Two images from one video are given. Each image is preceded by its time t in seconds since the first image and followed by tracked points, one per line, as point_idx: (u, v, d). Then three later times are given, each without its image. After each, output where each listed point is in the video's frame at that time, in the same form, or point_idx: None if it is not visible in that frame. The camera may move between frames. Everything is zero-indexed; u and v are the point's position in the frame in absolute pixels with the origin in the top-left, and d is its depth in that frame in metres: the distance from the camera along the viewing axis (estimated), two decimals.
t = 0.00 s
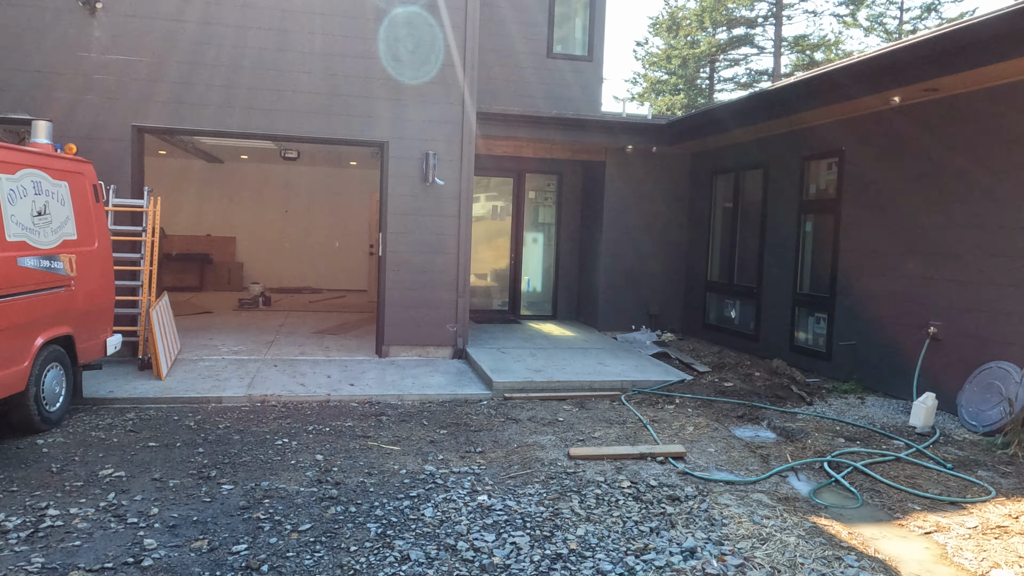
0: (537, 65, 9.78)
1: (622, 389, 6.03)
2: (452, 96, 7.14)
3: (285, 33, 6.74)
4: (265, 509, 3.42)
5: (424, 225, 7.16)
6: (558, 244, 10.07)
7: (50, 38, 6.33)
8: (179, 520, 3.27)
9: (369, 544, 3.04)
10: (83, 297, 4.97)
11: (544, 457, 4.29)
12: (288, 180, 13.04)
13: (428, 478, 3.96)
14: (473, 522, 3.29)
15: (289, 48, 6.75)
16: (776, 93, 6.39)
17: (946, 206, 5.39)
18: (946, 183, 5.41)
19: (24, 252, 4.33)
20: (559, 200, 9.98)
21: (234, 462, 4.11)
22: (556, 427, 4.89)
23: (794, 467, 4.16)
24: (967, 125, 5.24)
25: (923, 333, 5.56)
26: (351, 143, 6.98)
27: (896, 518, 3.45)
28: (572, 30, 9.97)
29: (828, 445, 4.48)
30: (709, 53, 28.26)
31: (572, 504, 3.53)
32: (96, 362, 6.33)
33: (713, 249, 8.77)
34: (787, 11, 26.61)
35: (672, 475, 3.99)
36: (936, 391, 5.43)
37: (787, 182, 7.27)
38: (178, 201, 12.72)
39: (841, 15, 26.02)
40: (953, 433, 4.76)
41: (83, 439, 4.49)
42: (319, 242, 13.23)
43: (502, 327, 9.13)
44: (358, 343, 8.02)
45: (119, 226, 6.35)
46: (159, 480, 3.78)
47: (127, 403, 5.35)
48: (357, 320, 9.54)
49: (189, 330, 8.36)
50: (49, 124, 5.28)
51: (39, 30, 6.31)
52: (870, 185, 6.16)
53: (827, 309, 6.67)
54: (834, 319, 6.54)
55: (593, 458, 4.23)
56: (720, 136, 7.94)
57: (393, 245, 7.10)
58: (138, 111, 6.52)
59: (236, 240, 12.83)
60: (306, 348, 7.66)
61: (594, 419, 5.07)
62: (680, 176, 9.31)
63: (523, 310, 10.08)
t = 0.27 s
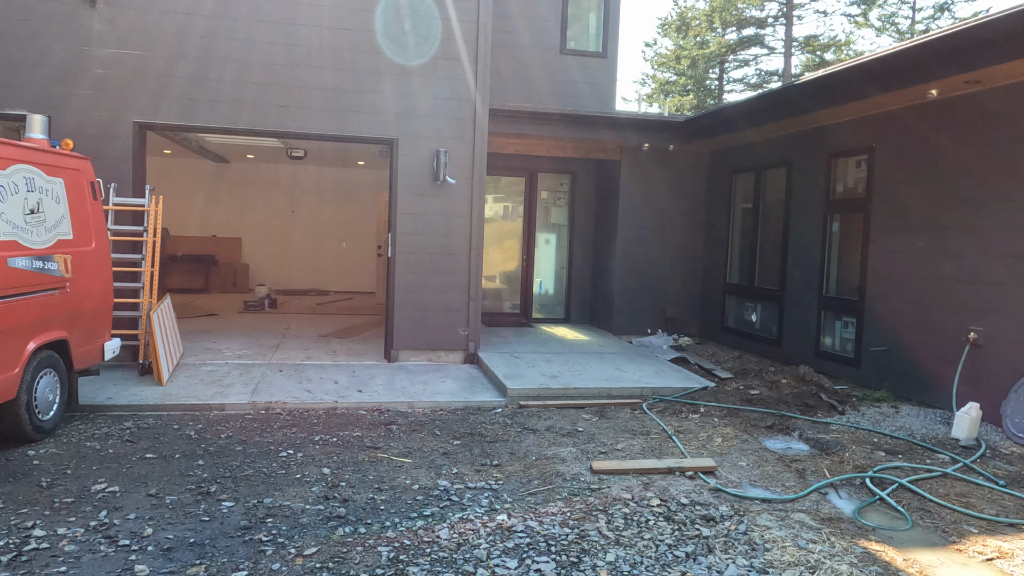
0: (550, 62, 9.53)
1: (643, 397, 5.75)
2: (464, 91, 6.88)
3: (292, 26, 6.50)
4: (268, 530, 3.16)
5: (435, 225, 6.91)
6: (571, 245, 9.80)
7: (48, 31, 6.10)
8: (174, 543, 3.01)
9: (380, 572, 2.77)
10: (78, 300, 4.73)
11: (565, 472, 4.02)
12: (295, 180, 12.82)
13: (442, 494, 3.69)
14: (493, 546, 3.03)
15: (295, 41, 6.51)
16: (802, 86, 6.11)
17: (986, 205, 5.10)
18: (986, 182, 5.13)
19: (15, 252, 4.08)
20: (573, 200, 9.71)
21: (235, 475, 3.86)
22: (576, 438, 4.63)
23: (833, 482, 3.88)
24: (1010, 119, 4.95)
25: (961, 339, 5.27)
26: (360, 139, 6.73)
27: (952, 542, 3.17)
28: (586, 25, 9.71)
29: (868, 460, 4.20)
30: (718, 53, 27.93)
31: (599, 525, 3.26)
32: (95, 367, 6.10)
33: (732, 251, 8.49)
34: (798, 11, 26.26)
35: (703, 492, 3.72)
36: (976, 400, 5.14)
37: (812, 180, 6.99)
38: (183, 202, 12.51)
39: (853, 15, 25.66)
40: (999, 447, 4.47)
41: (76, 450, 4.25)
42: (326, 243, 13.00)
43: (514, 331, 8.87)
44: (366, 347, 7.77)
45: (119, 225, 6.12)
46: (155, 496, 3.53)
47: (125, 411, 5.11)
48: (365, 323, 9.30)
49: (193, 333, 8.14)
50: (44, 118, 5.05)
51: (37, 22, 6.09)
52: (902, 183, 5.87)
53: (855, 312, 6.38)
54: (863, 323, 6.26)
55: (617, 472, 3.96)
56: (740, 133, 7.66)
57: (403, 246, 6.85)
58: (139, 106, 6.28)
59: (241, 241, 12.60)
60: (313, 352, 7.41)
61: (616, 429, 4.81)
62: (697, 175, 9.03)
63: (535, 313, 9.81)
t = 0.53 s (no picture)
0: (563, 60, 9.29)
1: (664, 408, 5.49)
2: (477, 90, 6.65)
3: (299, 24, 6.28)
4: (273, 561, 2.92)
5: (446, 229, 6.67)
6: (584, 249, 9.54)
7: (47, 28, 5.89)
8: None
9: None
10: (75, 308, 4.50)
11: (588, 493, 3.77)
12: (302, 182, 12.61)
13: (458, 519, 3.44)
14: None
15: (303, 38, 6.29)
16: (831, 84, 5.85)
17: None
18: None
19: (7, 259, 3.85)
20: (586, 202, 9.46)
21: (237, 497, 3.62)
22: (598, 455, 4.37)
23: (878, 506, 3.62)
24: None
25: (1003, 350, 5.00)
26: (369, 140, 6.50)
27: None
28: (600, 24, 9.47)
29: (912, 481, 3.93)
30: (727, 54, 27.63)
31: (630, 557, 3.01)
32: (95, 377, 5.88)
33: (752, 255, 8.22)
34: (808, 11, 25.93)
35: (739, 517, 3.46)
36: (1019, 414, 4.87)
37: (838, 182, 6.73)
38: (188, 204, 12.30)
39: (865, 14, 25.31)
40: None
41: (70, 469, 4.02)
42: (332, 246, 12.79)
43: (526, 337, 8.62)
44: (374, 354, 7.52)
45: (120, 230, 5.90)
46: (152, 522, 3.29)
47: (124, 425, 4.88)
48: (373, 329, 9.07)
49: (197, 340, 7.92)
50: (40, 118, 4.87)
51: (36, 19, 5.87)
52: (936, 185, 5.60)
53: (885, 320, 6.11)
54: (893, 331, 5.99)
55: (644, 495, 3.71)
56: (762, 133, 7.40)
57: (413, 251, 6.61)
58: (140, 106, 6.06)
59: (247, 244, 12.39)
60: (320, 360, 7.18)
61: (640, 445, 4.56)
62: (715, 176, 8.76)
63: (547, 318, 9.56)
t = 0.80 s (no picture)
0: (579, 58, 9.08)
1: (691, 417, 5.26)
2: (494, 87, 6.44)
3: (310, 18, 6.09)
4: None
5: (461, 230, 6.46)
6: (600, 251, 9.32)
7: (53, 22, 5.72)
8: None
9: None
10: (79, 312, 4.32)
11: (620, 510, 3.55)
12: (312, 182, 12.43)
13: (483, 539, 3.22)
14: None
15: (315, 33, 6.10)
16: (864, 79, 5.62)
17: None
18: None
19: (7, 260, 3.66)
20: (603, 203, 9.24)
21: (248, 513, 3.41)
22: (626, 468, 4.16)
23: (931, 525, 3.39)
24: None
25: None
26: (382, 138, 6.30)
27: None
28: (617, 21, 9.26)
29: (965, 498, 3.69)
30: (738, 54, 27.32)
31: None
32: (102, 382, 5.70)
33: (775, 257, 7.98)
34: (820, 11, 25.59)
35: (783, 538, 3.24)
36: None
37: (869, 182, 6.49)
38: (196, 204, 12.14)
39: (879, 14, 24.95)
40: None
41: (74, 481, 3.82)
42: (343, 247, 12.60)
43: (542, 341, 8.41)
44: (387, 359, 7.32)
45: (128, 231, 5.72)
46: (158, 540, 3.08)
47: (130, 434, 4.68)
48: (384, 333, 8.87)
49: (206, 343, 7.74)
50: (44, 114, 4.72)
51: (42, 13, 5.70)
52: (976, 184, 5.36)
53: (920, 325, 5.86)
54: (929, 337, 5.74)
55: (680, 513, 3.49)
56: (787, 132, 7.17)
57: (427, 253, 6.41)
58: (148, 103, 5.88)
59: (256, 246, 12.22)
60: (332, 364, 6.97)
61: (670, 457, 4.34)
62: (736, 176, 8.53)
63: (563, 321, 9.35)
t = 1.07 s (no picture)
0: (595, 56, 8.86)
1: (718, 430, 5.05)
2: (511, 86, 6.24)
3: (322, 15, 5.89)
4: None
5: (476, 233, 6.26)
6: (616, 254, 9.11)
7: (57, 18, 5.53)
8: None
9: None
10: (84, 320, 4.13)
11: (653, 534, 3.34)
12: (320, 183, 12.26)
13: (511, 565, 3.02)
14: None
15: (327, 30, 5.90)
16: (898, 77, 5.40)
17: None
18: None
19: (8, 267, 3.48)
20: (619, 205, 9.03)
21: (260, 536, 3.21)
22: (656, 486, 3.95)
23: (989, 551, 3.17)
24: None
25: None
26: (396, 138, 6.11)
27: None
28: (634, 19, 9.07)
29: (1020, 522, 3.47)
30: (748, 54, 27.04)
31: None
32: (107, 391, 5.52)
33: (798, 261, 7.75)
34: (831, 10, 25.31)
35: (832, 566, 3.03)
36: None
37: (899, 184, 6.26)
38: (204, 206, 11.98)
39: (891, 14, 24.67)
40: None
41: (76, 499, 3.63)
42: (351, 250, 12.42)
43: (557, 347, 8.20)
44: (399, 365, 7.12)
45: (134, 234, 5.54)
46: (165, 568, 2.89)
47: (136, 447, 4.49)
48: (395, 337, 8.67)
49: (213, 348, 7.56)
50: (47, 113, 4.50)
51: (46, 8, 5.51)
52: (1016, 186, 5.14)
53: (954, 333, 5.63)
54: (964, 346, 5.51)
55: (718, 537, 3.28)
56: (812, 132, 6.95)
57: (442, 256, 6.21)
58: (155, 101, 5.70)
59: (263, 248, 12.05)
60: (342, 371, 6.78)
61: (701, 474, 4.13)
62: (756, 178, 8.31)
63: (578, 326, 9.14)
